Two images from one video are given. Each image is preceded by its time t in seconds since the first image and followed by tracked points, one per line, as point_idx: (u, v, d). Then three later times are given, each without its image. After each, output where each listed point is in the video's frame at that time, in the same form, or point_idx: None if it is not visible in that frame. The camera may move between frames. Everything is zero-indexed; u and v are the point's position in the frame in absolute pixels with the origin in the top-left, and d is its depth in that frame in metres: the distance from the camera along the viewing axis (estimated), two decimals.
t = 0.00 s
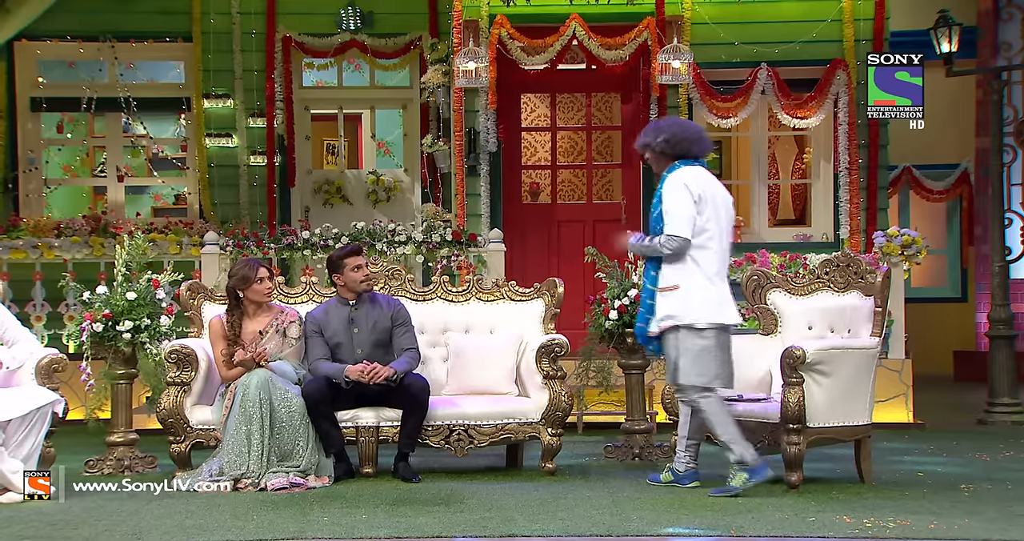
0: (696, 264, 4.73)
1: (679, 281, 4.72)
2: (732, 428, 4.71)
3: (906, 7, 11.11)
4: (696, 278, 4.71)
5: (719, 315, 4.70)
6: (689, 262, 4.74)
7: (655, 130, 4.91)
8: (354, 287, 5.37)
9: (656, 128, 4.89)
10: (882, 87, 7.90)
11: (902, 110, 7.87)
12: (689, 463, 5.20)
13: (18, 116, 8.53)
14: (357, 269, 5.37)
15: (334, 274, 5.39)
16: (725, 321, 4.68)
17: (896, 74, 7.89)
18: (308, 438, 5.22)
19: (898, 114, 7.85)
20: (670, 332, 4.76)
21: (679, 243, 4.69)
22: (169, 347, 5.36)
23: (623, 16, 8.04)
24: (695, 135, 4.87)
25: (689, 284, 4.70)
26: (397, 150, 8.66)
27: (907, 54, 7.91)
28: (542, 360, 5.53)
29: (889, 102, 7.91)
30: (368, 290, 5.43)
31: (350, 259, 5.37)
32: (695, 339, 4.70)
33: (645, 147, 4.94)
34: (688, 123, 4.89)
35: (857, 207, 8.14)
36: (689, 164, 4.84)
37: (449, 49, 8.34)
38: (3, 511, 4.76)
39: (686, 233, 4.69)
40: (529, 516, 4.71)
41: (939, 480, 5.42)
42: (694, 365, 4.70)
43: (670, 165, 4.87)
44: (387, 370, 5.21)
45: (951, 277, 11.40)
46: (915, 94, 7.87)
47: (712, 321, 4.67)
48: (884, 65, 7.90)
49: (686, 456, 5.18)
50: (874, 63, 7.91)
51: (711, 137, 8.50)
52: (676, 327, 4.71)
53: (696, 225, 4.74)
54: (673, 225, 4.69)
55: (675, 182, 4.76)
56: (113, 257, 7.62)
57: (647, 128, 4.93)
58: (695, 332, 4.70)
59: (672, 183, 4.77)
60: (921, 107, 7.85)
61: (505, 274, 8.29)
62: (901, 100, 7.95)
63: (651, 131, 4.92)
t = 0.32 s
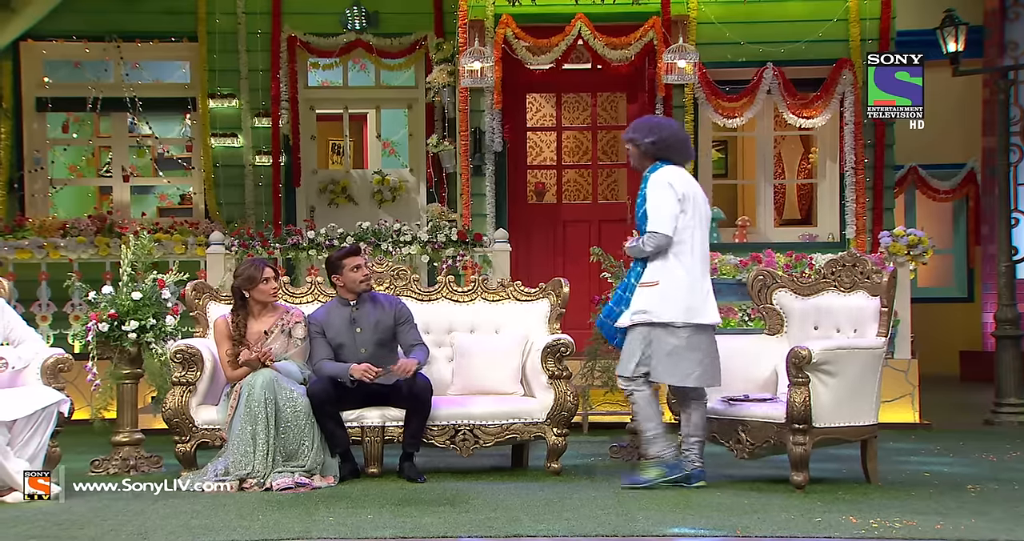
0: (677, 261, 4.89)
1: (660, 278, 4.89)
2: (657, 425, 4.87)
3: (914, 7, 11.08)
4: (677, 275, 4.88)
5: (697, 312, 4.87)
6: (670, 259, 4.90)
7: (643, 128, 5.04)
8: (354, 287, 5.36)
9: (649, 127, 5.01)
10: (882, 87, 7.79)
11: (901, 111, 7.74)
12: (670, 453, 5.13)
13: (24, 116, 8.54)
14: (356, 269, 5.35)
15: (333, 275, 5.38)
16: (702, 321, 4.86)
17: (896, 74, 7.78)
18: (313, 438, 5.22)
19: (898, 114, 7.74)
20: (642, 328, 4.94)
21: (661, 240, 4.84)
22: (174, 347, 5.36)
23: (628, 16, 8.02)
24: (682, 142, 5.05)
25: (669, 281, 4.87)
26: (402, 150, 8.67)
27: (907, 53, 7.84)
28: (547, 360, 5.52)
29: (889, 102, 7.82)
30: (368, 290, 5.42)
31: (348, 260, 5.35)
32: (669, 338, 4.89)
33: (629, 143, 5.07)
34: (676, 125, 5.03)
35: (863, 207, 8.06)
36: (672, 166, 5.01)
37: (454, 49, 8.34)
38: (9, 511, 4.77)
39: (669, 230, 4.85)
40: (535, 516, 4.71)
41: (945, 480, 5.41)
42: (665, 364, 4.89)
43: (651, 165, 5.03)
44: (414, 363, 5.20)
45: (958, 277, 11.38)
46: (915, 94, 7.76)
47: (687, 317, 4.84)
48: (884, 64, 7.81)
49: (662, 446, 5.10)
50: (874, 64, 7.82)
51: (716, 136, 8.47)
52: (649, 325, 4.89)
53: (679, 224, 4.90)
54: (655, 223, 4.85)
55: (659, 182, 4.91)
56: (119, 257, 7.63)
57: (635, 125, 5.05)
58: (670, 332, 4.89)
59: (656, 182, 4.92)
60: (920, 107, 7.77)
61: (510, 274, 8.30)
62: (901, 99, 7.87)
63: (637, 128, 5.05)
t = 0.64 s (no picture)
0: (657, 268, 4.85)
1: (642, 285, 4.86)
2: (624, 435, 4.93)
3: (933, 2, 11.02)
4: (659, 281, 4.85)
5: (682, 317, 4.84)
6: (651, 265, 4.86)
7: (622, 132, 4.99)
8: (357, 288, 5.26)
9: (627, 131, 4.97)
10: (883, 86, 7.77)
11: (902, 110, 7.69)
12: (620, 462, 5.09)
13: (27, 113, 8.45)
14: (358, 269, 5.24)
15: (336, 276, 5.29)
16: (685, 327, 4.83)
17: (896, 74, 7.78)
18: (321, 440, 5.11)
19: (899, 114, 7.68)
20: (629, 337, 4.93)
21: (635, 249, 4.81)
22: (180, 348, 5.27)
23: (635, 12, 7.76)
24: (661, 146, 4.98)
25: (651, 288, 4.84)
26: (411, 147, 8.57)
27: (908, 54, 7.82)
28: (559, 362, 5.42)
29: (889, 102, 7.74)
30: (372, 290, 5.33)
31: (350, 260, 5.24)
32: (657, 346, 4.88)
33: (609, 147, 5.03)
34: (654, 128, 4.98)
35: (882, 206, 8.01)
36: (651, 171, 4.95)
37: (464, 46, 8.17)
38: (13, 515, 4.69)
39: (645, 238, 4.80)
40: (547, 519, 4.62)
41: (966, 485, 5.30)
42: (654, 371, 4.89)
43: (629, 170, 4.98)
44: (434, 367, 5.13)
45: (978, 276, 11.24)
46: (916, 94, 7.72)
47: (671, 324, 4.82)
48: (884, 65, 7.81)
49: (614, 454, 5.07)
50: (874, 63, 7.83)
51: (731, 133, 8.39)
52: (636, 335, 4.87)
53: (656, 231, 4.85)
54: (630, 232, 4.81)
55: (634, 188, 4.87)
56: (124, 256, 7.54)
57: (615, 129, 5.00)
58: (658, 339, 4.88)
59: (632, 189, 4.88)
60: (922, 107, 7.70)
61: (521, 274, 8.21)
62: (902, 100, 7.76)
63: (618, 131, 5.01)
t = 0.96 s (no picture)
0: (627, 271, 4.75)
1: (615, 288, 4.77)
2: (635, 438, 4.88)
3: None
4: (631, 285, 4.73)
5: (655, 320, 4.74)
6: (624, 268, 4.76)
7: (597, 129, 4.89)
8: (367, 287, 5.15)
9: (600, 129, 4.87)
10: (883, 86, 7.73)
11: (902, 110, 7.71)
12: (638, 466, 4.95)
13: (32, 108, 8.33)
14: (369, 269, 5.13)
15: (346, 276, 5.17)
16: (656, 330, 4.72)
17: (896, 74, 7.76)
18: (331, 442, 5.00)
19: (899, 113, 7.70)
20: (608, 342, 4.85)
21: (601, 254, 4.71)
22: (188, 348, 5.16)
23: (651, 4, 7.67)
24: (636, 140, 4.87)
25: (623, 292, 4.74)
26: (423, 143, 8.45)
27: (908, 54, 7.83)
28: (574, 362, 5.29)
29: (889, 102, 7.71)
30: (383, 290, 5.21)
31: (361, 259, 5.13)
32: (632, 348, 4.77)
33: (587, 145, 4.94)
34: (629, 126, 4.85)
35: (906, 203, 7.88)
36: (629, 167, 4.84)
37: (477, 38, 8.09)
38: (19, 518, 4.59)
39: (612, 242, 4.70)
40: (562, 524, 4.50)
41: (993, 489, 5.16)
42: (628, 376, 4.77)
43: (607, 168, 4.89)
44: (440, 371, 5.00)
45: (1005, 276, 11.08)
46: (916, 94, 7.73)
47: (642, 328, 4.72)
48: (884, 65, 7.76)
49: (627, 459, 4.94)
50: (875, 64, 7.77)
51: (752, 128, 8.23)
52: (612, 341, 4.80)
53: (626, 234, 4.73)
54: (596, 236, 4.71)
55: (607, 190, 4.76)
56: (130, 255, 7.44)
57: (590, 127, 4.90)
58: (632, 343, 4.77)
59: (606, 190, 4.77)
60: (920, 106, 7.76)
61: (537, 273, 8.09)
62: (901, 99, 7.74)
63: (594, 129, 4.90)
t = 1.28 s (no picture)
0: (640, 265, 4.62)
1: (628, 284, 4.62)
2: (653, 438, 4.74)
3: None
4: (646, 279, 4.60)
5: (670, 315, 4.62)
6: (636, 262, 4.62)
7: (581, 132, 4.76)
8: (381, 285, 5.01)
9: (583, 132, 4.75)
10: (882, 86, 7.61)
11: (901, 111, 7.63)
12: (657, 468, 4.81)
13: (36, 101, 8.20)
14: (382, 266, 5.00)
15: (359, 273, 5.03)
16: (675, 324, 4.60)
17: (896, 74, 7.67)
18: (342, 444, 4.86)
19: (899, 114, 7.62)
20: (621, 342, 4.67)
21: (618, 247, 4.56)
22: (195, 347, 5.02)
23: None
24: (627, 136, 4.73)
25: (638, 287, 4.60)
26: (436, 137, 8.32)
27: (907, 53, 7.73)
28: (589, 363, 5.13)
29: (889, 102, 7.63)
30: (396, 287, 5.08)
31: (374, 256, 5.01)
32: (647, 346, 4.64)
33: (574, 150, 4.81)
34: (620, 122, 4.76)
35: (932, 198, 7.72)
36: (625, 161, 4.73)
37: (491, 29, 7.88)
38: (22, 520, 4.47)
39: (628, 235, 4.57)
40: (578, 527, 4.36)
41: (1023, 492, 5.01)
42: (647, 371, 4.65)
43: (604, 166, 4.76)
44: (454, 377, 4.86)
45: None
46: (915, 94, 7.66)
47: (662, 323, 4.58)
48: (884, 65, 7.69)
49: (645, 460, 4.79)
50: (875, 63, 7.67)
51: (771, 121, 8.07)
52: (628, 339, 4.62)
53: (638, 227, 4.62)
54: (610, 229, 4.56)
55: (614, 183, 4.62)
56: (135, 251, 7.30)
57: (574, 130, 4.77)
58: (648, 341, 4.64)
59: (612, 184, 4.63)
60: (920, 106, 7.67)
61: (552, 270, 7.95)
62: (901, 99, 7.67)
63: (579, 131, 4.78)
